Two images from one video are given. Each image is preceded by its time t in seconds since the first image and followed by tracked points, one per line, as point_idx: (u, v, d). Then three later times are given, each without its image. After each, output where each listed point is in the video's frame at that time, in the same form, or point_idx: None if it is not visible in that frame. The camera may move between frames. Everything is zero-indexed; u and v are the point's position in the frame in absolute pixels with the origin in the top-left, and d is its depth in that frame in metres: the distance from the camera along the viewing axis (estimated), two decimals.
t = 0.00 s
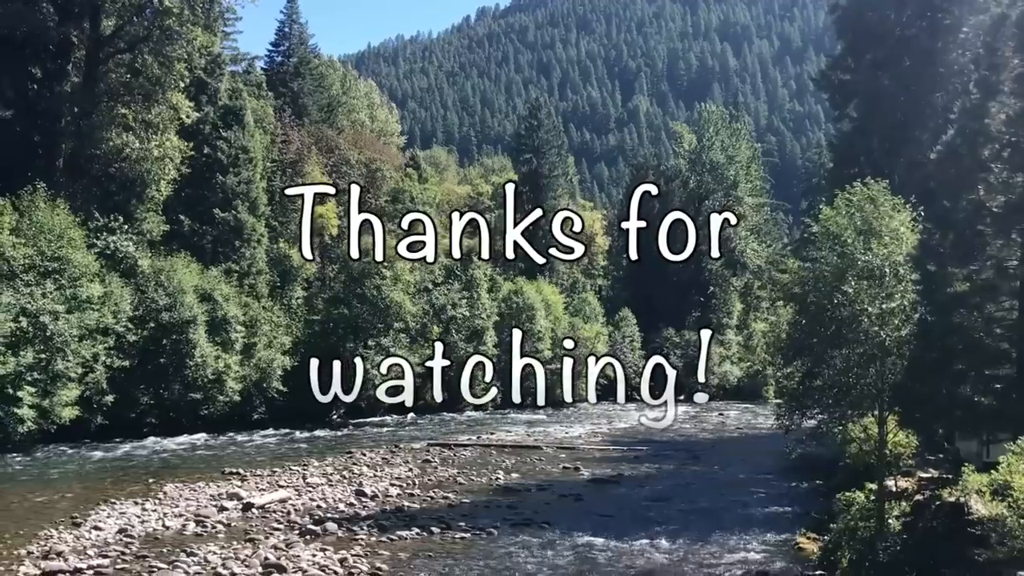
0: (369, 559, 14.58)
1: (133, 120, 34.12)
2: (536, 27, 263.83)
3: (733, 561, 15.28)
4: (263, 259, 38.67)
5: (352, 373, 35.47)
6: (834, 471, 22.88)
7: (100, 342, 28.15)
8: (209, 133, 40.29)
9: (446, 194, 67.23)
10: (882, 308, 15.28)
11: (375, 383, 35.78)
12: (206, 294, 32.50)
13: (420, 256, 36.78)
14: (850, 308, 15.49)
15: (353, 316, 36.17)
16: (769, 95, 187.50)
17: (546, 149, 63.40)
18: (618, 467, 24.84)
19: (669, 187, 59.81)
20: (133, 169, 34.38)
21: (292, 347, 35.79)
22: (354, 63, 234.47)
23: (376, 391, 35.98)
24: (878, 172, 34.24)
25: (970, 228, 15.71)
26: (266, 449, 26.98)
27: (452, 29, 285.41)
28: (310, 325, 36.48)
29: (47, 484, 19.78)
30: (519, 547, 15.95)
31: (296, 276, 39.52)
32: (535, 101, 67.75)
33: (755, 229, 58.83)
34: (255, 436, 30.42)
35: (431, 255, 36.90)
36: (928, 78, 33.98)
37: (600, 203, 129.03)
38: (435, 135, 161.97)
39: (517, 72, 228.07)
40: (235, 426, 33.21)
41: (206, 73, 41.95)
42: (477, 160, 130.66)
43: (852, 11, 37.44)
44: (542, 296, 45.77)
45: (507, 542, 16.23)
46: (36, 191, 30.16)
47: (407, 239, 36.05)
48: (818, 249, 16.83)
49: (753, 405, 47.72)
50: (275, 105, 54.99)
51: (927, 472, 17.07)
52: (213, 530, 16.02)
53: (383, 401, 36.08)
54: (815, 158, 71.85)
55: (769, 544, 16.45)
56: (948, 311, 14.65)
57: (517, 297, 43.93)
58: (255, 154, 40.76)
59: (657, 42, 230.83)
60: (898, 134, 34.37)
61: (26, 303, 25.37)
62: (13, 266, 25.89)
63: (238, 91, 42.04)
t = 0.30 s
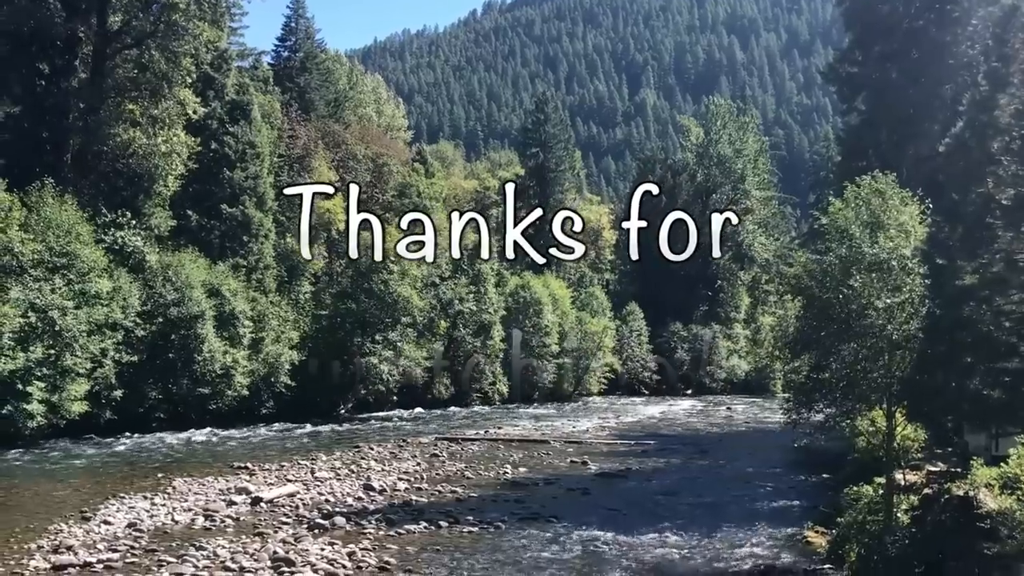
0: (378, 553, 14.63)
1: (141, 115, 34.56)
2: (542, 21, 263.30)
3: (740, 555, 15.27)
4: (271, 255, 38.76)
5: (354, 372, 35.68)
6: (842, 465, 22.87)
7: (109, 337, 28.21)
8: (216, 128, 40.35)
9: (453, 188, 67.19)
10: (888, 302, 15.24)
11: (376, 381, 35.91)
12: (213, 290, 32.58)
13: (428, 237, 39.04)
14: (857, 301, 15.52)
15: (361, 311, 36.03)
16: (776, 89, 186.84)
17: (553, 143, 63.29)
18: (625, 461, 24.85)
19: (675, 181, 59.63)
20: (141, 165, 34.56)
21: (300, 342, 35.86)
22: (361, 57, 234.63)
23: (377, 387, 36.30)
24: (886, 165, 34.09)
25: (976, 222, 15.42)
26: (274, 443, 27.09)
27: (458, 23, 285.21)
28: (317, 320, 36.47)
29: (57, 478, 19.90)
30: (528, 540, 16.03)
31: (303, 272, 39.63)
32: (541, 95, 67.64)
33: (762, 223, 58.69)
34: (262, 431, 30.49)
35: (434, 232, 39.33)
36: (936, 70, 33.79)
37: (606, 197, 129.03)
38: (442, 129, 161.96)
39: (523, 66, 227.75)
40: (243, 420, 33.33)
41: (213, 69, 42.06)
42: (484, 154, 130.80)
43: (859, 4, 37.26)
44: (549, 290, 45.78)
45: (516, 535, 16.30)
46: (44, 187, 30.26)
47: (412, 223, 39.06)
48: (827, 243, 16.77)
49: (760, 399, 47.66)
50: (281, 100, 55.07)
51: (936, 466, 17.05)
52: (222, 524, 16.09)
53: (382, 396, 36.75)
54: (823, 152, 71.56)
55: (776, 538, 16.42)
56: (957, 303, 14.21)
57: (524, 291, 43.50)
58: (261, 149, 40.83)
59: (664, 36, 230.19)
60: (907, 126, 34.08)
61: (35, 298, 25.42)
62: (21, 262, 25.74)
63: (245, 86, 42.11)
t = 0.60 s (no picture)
0: (387, 547, 14.65)
1: (149, 111, 34.68)
2: (550, 14, 262.72)
3: (749, 549, 15.28)
4: (279, 250, 38.85)
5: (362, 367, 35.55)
6: (851, 459, 22.83)
7: (118, 332, 28.31)
8: (224, 123, 40.39)
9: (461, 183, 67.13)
10: (897, 294, 15.22)
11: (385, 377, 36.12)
12: (222, 284, 32.67)
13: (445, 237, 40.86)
14: (866, 294, 15.50)
15: (370, 306, 36.03)
16: (785, 82, 185.95)
17: (562, 138, 63.47)
18: (634, 455, 24.84)
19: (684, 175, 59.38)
20: (150, 160, 34.68)
21: (308, 337, 35.90)
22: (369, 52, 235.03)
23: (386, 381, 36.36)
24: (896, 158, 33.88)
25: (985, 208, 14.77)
26: (283, 437, 27.21)
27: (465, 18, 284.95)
28: (326, 315, 36.36)
29: (68, 473, 20.03)
30: (538, 534, 16.06)
31: (312, 267, 39.76)
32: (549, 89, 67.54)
33: (771, 217, 58.50)
34: (271, 425, 30.56)
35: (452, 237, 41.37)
36: (946, 63, 33.52)
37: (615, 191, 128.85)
38: (449, 123, 162.14)
39: (531, 60, 227.39)
40: (252, 415, 33.44)
41: (221, 64, 42.11)
42: (491, 149, 130.79)
43: None
44: (557, 285, 45.77)
45: (525, 529, 16.32)
46: (54, 182, 30.38)
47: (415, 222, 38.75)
48: (837, 237, 16.78)
49: (769, 393, 47.59)
50: (289, 96, 55.18)
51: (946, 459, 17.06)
52: (232, 518, 16.15)
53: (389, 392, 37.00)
54: (832, 145, 71.22)
55: (785, 532, 16.37)
56: (966, 296, 13.33)
57: (532, 285, 43.59)
58: (270, 144, 40.91)
59: (672, 29, 229.42)
60: (918, 120, 33.79)
61: (44, 293, 25.49)
62: (31, 258, 25.82)
63: (253, 81, 42.14)
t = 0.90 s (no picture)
0: (398, 541, 14.69)
1: (160, 106, 34.87)
2: (559, 8, 262.03)
3: (760, 543, 15.26)
4: (290, 244, 39.01)
5: (376, 362, 35.52)
6: (862, 453, 22.78)
7: (130, 326, 28.48)
8: (234, 118, 40.40)
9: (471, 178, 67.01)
10: (909, 287, 15.14)
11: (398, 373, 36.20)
12: (233, 279, 32.81)
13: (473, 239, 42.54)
14: (877, 287, 15.44)
15: (380, 301, 36.09)
16: (796, 74, 184.98)
17: (572, 131, 62.73)
18: (645, 449, 24.80)
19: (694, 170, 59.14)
20: (161, 155, 34.83)
21: (319, 332, 36.02)
22: (378, 47, 235.16)
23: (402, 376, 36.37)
24: (908, 150, 33.65)
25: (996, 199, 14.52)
26: (295, 431, 27.30)
27: (475, 12, 284.61)
28: (337, 309, 36.51)
29: (81, 467, 20.15)
30: (548, 527, 16.08)
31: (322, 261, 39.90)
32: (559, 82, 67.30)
33: (781, 210, 58.30)
34: (283, 420, 30.61)
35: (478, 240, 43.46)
36: (959, 55, 33.20)
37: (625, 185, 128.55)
38: (459, 118, 162.24)
39: (541, 53, 226.93)
40: (264, 409, 33.53)
41: (231, 58, 42.03)
42: (501, 143, 130.77)
43: None
44: (567, 279, 45.76)
45: (536, 523, 16.29)
46: (65, 177, 30.55)
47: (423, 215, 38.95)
48: (850, 230, 16.70)
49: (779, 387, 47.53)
50: (299, 90, 55.22)
51: (959, 453, 17.02)
52: (244, 511, 16.23)
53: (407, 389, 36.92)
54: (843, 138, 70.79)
55: (795, 526, 16.35)
56: (977, 290, 12.95)
57: (542, 279, 43.67)
58: (280, 139, 40.97)
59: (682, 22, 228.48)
60: (931, 111, 33.48)
61: (57, 288, 25.70)
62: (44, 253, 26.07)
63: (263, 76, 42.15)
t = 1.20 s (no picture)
0: (412, 535, 14.73)
1: (173, 102, 35.06)
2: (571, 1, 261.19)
3: (774, 537, 15.20)
4: (303, 239, 39.18)
5: (389, 356, 35.55)
6: (877, 447, 22.66)
7: (145, 322, 28.68)
8: (247, 113, 40.55)
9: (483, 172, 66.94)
10: (925, 279, 15.05)
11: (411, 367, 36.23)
12: (247, 274, 32.98)
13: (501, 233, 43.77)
14: (891, 281, 15.36)
15: (393, 295, 36.19)
16: (809, 67, 183.75)
17: (584, 125, 62.47)
18: (658, 443, 24.75)
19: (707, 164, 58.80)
20: (174, 150, 35.00)
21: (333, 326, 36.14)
22: (390, 42, 235.51)
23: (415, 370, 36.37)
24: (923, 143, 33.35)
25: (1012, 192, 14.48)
26: (309, 425, 27.42)
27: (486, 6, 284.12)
28: (350, 304, 36.62)
29: (97, 461, 20.30)
30: (561, 521, 16.09)
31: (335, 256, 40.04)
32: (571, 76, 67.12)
33: (795, 203, 58.00)
34: (297, 414, 30.70)
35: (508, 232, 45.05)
36: (976, 46, 32.81)
37: (637, 178, 128.20)
38: (471, 113, 162.23)
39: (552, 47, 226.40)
40: (278, 404, 33.63)
41: (243, 54, 42.14)
42: (513, 137, 130.57)
43: None
44: (580, 273, 45.73)
45: (549, 517, 16.29)
46: (80, 173, 30.76)
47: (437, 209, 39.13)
48: (864, 223, 16.60)
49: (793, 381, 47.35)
50: (311, 85, 55.30)
51: (974, 447, 16.92)
52: (258, 505, 16.32)
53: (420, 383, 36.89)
54: (857, 130, 70.30)
55: (809, 520, 16.29)
56: (992, 283, 12.85)
57: (554, 274, 43.69)
58: (293, 134, 41.06)
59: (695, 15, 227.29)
60: (947, 103, 33.09)
61: (71, 284, 25.88)
62: (59, 249, 26.27)
63: (275, 71, 42.27)
